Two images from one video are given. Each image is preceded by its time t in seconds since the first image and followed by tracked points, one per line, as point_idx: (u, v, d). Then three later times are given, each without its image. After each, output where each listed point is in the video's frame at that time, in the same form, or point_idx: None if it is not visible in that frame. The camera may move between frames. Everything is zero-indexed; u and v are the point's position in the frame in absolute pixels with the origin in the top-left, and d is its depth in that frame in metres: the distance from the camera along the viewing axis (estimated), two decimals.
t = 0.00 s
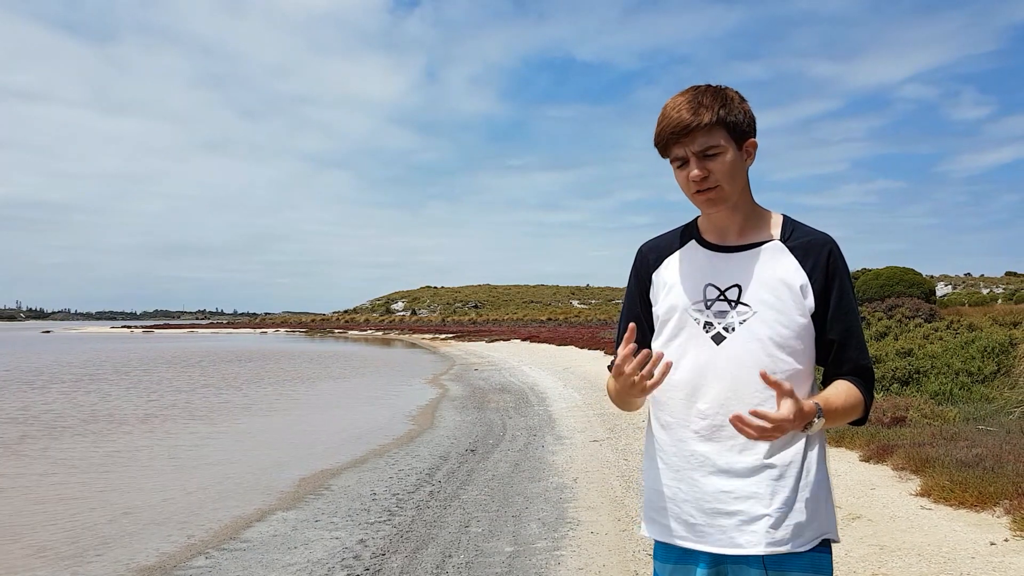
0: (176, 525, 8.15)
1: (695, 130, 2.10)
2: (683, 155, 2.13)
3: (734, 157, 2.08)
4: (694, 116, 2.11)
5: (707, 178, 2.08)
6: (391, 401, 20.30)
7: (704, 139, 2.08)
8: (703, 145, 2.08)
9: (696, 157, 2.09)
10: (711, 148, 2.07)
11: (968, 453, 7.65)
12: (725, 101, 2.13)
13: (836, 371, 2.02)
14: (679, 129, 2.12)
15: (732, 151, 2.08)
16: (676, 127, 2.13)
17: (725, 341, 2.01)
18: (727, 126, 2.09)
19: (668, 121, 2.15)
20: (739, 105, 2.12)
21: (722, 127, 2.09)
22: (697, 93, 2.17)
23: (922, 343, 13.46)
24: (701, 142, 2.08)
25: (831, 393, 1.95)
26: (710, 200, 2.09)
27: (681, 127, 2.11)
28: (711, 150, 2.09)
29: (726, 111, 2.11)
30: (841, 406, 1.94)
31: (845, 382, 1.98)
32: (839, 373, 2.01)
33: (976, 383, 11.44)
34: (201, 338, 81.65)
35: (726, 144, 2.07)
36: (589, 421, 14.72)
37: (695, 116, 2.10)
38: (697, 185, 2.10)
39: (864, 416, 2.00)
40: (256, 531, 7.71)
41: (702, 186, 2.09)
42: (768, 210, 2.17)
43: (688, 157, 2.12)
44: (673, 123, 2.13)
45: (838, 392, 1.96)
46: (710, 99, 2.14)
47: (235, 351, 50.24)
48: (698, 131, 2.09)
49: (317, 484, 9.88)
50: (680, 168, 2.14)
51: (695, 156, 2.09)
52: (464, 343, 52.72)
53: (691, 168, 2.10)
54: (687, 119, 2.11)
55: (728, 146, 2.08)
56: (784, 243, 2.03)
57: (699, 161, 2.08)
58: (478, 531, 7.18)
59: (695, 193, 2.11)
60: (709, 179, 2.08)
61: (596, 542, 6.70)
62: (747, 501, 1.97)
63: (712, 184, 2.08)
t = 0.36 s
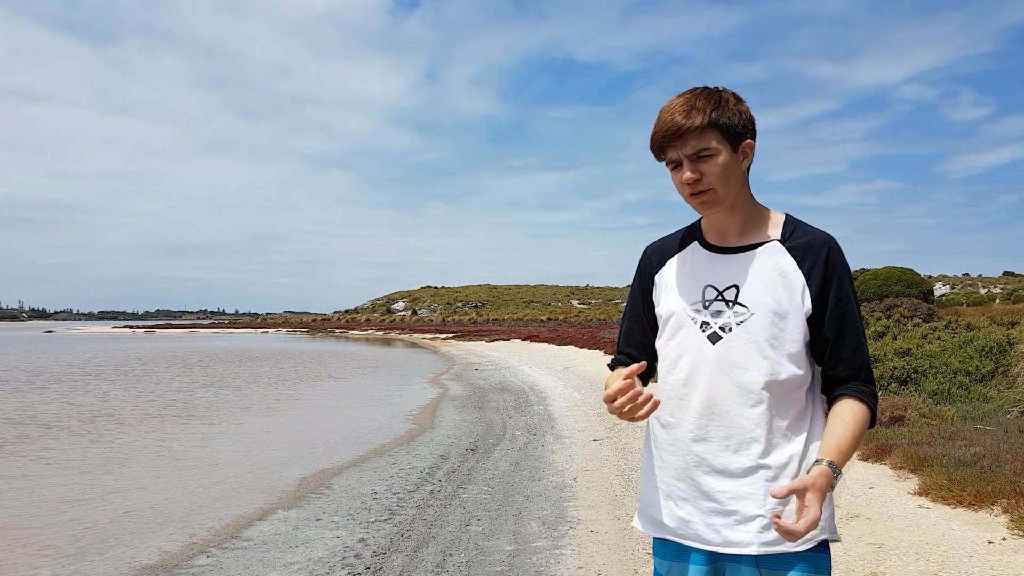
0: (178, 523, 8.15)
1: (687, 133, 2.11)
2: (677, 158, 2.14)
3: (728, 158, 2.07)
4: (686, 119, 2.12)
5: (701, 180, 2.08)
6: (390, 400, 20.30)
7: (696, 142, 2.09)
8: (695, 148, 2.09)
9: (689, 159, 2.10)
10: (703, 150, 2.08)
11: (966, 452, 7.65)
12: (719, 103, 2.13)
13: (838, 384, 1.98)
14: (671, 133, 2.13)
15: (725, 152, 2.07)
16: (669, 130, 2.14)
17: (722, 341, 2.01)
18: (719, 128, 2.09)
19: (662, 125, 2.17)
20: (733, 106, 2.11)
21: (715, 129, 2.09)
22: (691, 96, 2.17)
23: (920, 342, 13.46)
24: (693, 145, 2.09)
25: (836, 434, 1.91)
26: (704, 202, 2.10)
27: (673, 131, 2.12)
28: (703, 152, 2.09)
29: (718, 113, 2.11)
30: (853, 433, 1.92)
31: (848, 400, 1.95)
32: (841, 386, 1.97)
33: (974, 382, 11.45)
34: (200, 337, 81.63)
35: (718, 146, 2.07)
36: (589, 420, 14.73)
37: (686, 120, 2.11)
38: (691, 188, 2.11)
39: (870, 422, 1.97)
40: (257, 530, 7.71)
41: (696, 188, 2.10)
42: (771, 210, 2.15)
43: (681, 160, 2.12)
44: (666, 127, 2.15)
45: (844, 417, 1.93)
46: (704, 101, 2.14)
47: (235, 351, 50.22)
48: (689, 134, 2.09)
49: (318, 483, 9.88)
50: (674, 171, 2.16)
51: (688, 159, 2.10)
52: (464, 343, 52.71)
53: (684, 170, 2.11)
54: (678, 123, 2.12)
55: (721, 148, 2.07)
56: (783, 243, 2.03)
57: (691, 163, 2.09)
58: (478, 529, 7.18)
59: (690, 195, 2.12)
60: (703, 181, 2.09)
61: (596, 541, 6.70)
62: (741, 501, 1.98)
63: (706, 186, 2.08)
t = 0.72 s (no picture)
0: (179, 522, 8.15)
1: (684, 135, 2.12)
2: (675, 159, 2.14)
3: (725, 159, 2.08)
4: (682, 120, 2.12)
5: (699, 181, 2.09)
6: (391, 400, 20.31)
7: (693, 143, 2.09)
8: (693, 149, 2.09)
9: (687, 161, 2.10)
10: (700, 151, 2.09)
11: (964, 452, 7.65)
12: (713, 103, 2.13)
13: (845, 386, 2.00)
14: (668, 135, 2.14)
15: (722, 153, 2.08)
16: (666, 132, 2.14)
17: (722, 340, 2.01)
18: (715, 129, 2.10)
19: (658, 128, 2.17)
20: (728, 106, 2.12)
21: (711, 130, 2.10)
22: (686, 97, 2.18)
23: (919, 342, 13.47)
24: (690, 146, 2.10)
25: (866, 464, 1.98)
26: (704, 203, 2.10)
27: (670, 132, 2.13)
28: (701, 153, 2.10)
29: (714, 113, 2.11)
30: (881, 461, 1.97)
31: (861, 406, 1.97)
32: (851, 390, 1.99)
33: (972, 382, 11.47)
34: (201, 337, 81.69)
35: (716, 146, 2.08)
36: (589, 419, 14.73)
37: (682, 121, 2.12)
38: (689, 189, 2.11)
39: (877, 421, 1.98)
40: (259, 529, 7.71)
41: (695, 189, 2.10)
42: (769, 208, 2.16)
43: (679, 162, 2.13)
44: (662, 129, 2.15)
45: (864, 436, 1.97)
46: (699, 102, 2.14)
47: (236, 351, 50.25)
48: (686, 135, 2.10)
49: (319, 482, 9.88)
50: (672, 172, 2.16)
51: (686, 160, 2.10)
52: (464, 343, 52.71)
53: (682, 172, 2.11)
54: (675, 124, 2.13)
55: (718, 148, 2.08)
56: (783, 242, 2.04)
57: (690, 164, 2.09)
58: (479, 529, 7.19)
59: (689, 196, 2.12)
60: (701, 182, 2.09)
61: (595, 540, 6.71)
62: (746, 502, 1.98)
63: (705, 187, 2.09)
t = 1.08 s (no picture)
0: (182, 521, 8.15)
1: (697, 130, 2.12)
2: (686, 153, 2.14)
3: (736, 155, 2.09)
4: (696, 115, 2.13)
5: (711, 175, 2.09)
6: (391, 399, 20.31)
7: (706, 137, 2.10)
8: (706, 143, 2.10)
9: (699, 155, 2.10)
10: (713, 145, 2.09)
11: (962, 451, 7.65)
12: (726, 102, 2.15)
13: (845, 385, 2.00)
14: (681, 128, 2.14)
15: (734, 150, 2.09)
16: (679, 125, 2.14)
17: (728, 342, 2.01)
18: (728, 126, 2.11)
19: (671, 121, 2.17)
20: (741, 106, 2.14)
21: (724, 126, 2.11)
22: (698, 94, 2.19)
23: (918, 342, 13.48)
24: (703, 140, 2.10)
25: (853, 455, 1.98)
26: (712, 198, 2.10)
27: (684, 126, 2.13)
28: (714, 148, 2.10)
29: (728, 111, 2.13)
30: (873, 454, 1.97)
31: (857, 401, 1.98)
32: (849, 387, 1.99)
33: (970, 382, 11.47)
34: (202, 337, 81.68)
35: (728, 143, 2.09)
36: (589, 419, 14.73)
37: (696, 116, 2.12)
38: (700, 183, 2.10)
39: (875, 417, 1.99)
40: (260, 528, 7.71)
41: (704, 184, 2.10)
42: (770, 211, 2.17)
43: (690, 155, 2.13)
44: (676, 122, 2.16)
45: (857, 428, 1.98)
46: (712, 99, 2.16)
47: (236, 351, 50.26)
48: (700, 129, 2.11)
49: (320, 481, 9.88)
50: (682, 168, 2.16)
51: (698, 154, 2.10)
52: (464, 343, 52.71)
53: (694, 165, 2.11)
54: (689, 118, 2.13)
55: (730, 145, 2.09)
56: (786, 242, 2.04)
57: (702, 158, 2.10)
58: (479, 527, 7.19)
59: (697, 191, 2.12)
60: (712, 176, 2.09)
61: (595, 539, 6.71)
62: (756, 502, 1.97)
63: (716, 181, 2.08)
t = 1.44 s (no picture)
0: (184, 521, 8.16)
1: (687, 131, 2.13)
2: (677, 155, 2.15)
3: (728, 156, 2.09)
4: (686, 117, 2.13)
5: (701, 177, 2.09)
6: (391, 399, 20.33)
7: (695, 140, 2.10)
8: (695, 145, 2.10)
9: (689, 157, 2.11)
10: (702, 147, 2.09)
11: (960, 450, 7.65)
12: (718, 102, 2.14)
13: (840, 386, 2.00)
14: (671, 131, 2.15)
15: (724, 150, 2.09)
16: (669, 128, 2.16)
17: (726, 344, 2.01)
18: (719, 126, 2.10)
19: (662, 123, 2.19)
20: (733, 105, 2.13)
21: (714, 127, 2.11)
22: (691, 95, 2.19)
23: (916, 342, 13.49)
24: (692, 142, 2.11)
25: (848, 459, 1.98)
26: (705, 200, 2.11)
27: (673, 129, 2.14)
28: (704, 149, 2.11)
29: (718, 111, 2.12)
30: (866, 457, 1.97)
31: (851, 403, 1.98)
32: (843, 389, 2.00)
33: (969, 381, 11.48)
34: (202, 336, 81.71)
35: (718, 144, 2.09)
36: (590, 418, 14.73)
37: (686, 117, 2.13)
38: (691, 184, 2.11)
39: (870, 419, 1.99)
40: (262, 527, 7.71)
41: (696, 186, 2.11)
42: (771, 208, 2.15)
43: (681, 157, 2.14)
44: (666, 125, 2.16)
45: (850, 430, 1.98)
46: (704, 100, 2.15)
47: (237, 351, 50.30)
48: (689, 131, 2.11)
49: (320, 481, 9.89)
50: (674, 170, 2.17)
51: (688, 156, 2.11)
52: (464, 343, 52.69)
53: (684, 167, 2.12)
54: (678, 121, 2.14)
55: (721, 145, 2.09)
56: (784, 243, 2.04)
57: (692, 160, 2.10)
58: (479, 526, 7.19)
59: (690, 192, 2.13)
60: (703, 178, 2.10)
61: (595, 537, 6.71)
62: (752, 502, 1.98)
63: (705, 183, 2.09)
